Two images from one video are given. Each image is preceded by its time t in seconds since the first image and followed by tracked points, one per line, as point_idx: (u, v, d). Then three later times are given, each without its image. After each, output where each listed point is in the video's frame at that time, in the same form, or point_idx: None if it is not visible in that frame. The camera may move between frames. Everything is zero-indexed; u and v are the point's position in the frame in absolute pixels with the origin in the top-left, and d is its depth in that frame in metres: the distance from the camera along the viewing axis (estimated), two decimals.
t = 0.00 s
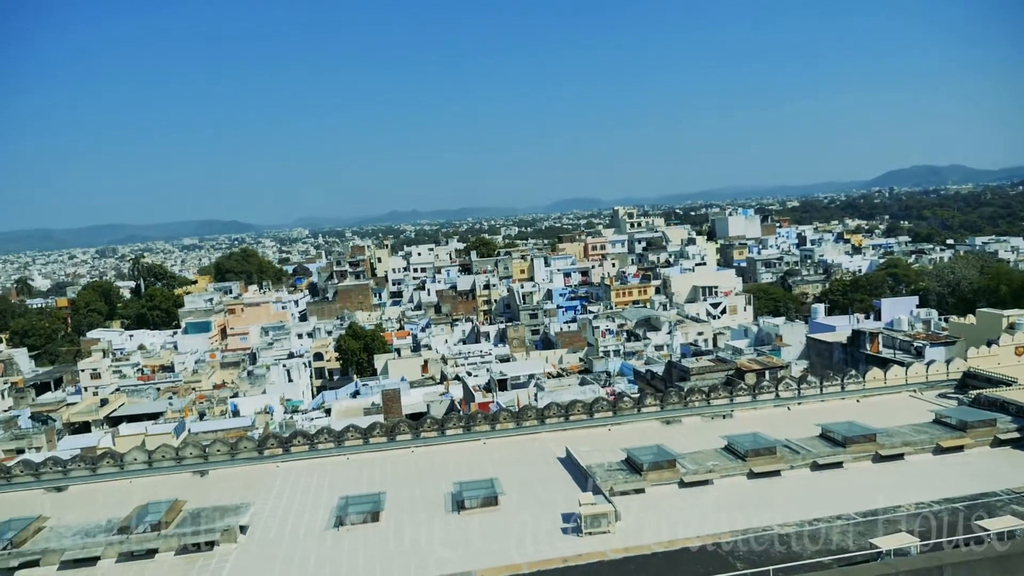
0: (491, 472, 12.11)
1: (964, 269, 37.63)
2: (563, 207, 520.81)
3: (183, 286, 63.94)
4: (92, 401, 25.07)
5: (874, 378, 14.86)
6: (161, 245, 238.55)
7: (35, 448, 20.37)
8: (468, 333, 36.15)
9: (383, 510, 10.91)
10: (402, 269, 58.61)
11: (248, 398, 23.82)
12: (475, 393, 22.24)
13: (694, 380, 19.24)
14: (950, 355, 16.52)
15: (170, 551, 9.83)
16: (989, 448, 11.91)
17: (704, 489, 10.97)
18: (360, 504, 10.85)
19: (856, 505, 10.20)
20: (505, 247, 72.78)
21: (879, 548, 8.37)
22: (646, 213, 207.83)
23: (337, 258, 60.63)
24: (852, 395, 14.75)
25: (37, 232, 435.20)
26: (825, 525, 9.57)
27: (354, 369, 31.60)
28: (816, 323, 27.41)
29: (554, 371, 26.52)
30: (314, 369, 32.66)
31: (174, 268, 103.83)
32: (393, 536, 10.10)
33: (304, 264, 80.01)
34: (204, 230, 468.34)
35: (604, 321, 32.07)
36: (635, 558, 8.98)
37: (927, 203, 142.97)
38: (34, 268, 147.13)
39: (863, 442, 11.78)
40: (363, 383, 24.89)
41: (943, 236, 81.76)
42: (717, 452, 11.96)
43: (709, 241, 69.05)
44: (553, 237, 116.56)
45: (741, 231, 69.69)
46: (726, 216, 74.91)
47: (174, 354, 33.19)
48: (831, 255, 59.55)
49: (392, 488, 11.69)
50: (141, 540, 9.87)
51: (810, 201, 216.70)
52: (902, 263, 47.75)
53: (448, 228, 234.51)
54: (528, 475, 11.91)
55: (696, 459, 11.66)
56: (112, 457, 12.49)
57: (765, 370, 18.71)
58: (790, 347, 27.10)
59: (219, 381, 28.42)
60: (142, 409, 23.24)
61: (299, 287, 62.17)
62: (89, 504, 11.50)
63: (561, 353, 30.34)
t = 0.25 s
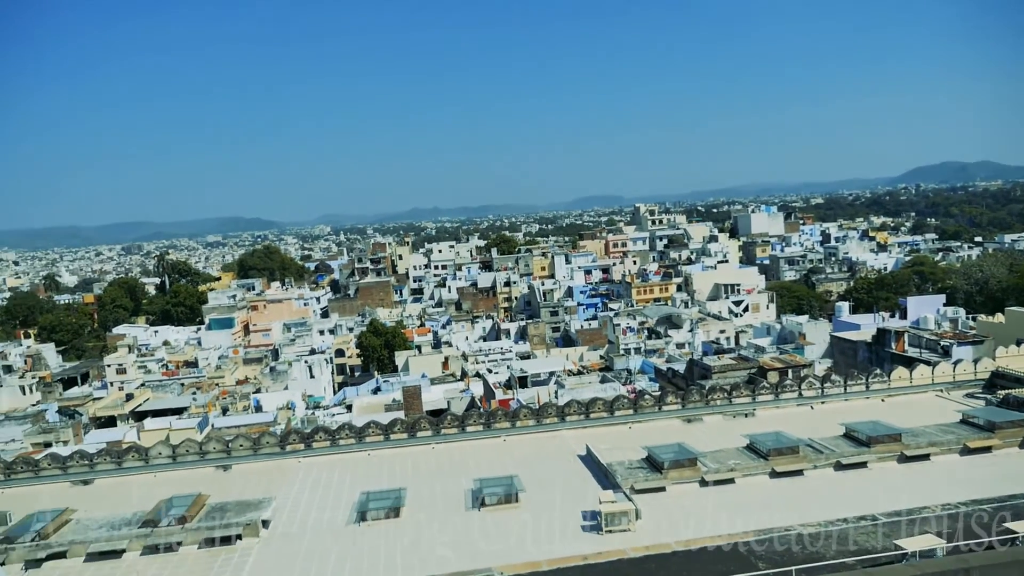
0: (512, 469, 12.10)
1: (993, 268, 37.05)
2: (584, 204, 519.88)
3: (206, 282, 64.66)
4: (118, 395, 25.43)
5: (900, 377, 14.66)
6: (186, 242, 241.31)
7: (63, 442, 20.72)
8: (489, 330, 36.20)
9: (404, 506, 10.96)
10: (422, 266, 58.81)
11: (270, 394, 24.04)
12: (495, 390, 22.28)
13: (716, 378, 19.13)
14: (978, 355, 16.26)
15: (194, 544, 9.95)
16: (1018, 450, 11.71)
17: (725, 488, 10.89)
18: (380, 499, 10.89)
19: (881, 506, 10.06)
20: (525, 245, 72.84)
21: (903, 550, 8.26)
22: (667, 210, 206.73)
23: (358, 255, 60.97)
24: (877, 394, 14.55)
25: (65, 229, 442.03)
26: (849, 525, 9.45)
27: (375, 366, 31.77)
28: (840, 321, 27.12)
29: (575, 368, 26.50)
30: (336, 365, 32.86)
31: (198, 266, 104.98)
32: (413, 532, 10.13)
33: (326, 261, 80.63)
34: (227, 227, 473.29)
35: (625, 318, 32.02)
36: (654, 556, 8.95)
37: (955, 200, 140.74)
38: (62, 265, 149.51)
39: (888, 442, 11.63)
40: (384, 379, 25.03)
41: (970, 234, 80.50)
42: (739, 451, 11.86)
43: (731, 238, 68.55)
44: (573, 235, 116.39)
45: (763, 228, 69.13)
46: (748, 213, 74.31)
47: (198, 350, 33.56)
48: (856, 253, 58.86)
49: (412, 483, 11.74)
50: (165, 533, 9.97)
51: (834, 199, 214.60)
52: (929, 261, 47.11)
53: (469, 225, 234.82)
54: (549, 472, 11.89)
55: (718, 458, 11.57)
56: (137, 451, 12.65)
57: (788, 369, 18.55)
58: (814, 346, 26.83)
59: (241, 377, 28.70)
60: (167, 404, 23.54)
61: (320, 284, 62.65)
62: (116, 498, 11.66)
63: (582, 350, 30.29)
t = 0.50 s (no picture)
0: (531, 466, 12.09)
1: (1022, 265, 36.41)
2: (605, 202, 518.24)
3: (229, 279, 65.28)
4: (143, 391, 25.76)
5: (925, 377, 14.45)
6: (210, 240, 244.00)
7: (89, 436, 21.02)
8: (509, 327, 36.20)
9: (425, 502, 10.99)
10: (443, 263, 58.97)
11: (292, 390, 24.23)
12: (515, 387, 22.29)
13: (737, 376, 18.98)
14: (1006, 354, 15.98)
15: (217, 538, 10.04)
16: None
17: (747, 487, 10.80)
18: (401, 495, 10.94)
19: (906, 507, 9.91)
20: (546, 242, 72.71)
21: (930, 551, 8.14)
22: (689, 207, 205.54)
23: (379, 252, 61.25)
24: (902, 394, 14.34)
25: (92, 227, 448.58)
26: (873, 526, 9.33)
27: (396, 362, 31.90)
28: (864, 319, 26.79)
29: (595, 366, 26.41)
30: (357, 362, 33.04)
31: (221, 262, 105.99)
32: (433, 528, 10.16)
33: (347, 258, 81.06)
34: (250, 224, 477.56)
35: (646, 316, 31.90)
36: (675, 555, 8.90)
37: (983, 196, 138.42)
38: (89, 261, 151.81)
39: (914, 442, 11.45)
40: (404, 376, 25.12)
41: (999, 231, 79.12)
42: (761, 450, 11.76)
43: (753, 235, 68.01)
44: (594, 231, 115.99)
45: (786, 225, 68.47)
46: (771, 210, 73.62)
47: (221, 346, 33.89)
48: (881, 250, 58.12)
49: (432, 480, 11.76)
50: (189, 527, 10.09)
51: (858, 196, 212.06)
52: (956, 258, 46.38)
53: (489, 222, 235.05)
54: (568, 470, 11.87)
55: (740, 457, 11.47)
56: (161, 446, 12.80)
57: (811, 367, 18.35)
58: (837, 344, 26.55)
59: (264, 372, 28.94)
60: (190, 399, 23.80)
61: (342, 280, 63.02)
62: (140, 491, 11.81)
63: (603, 348, 30.20)
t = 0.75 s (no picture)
0: (551, 463, 12.07)
1: None
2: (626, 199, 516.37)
3: (251, 276, 65.80)
4: (166, 386, 26.06)
5: (951, 376, 14.23)
6: (232, 237, 246.33)
7: (113, 430, 21.30)
8: (529, 324, 36.19)
9: (445, 498, 11.01)
10: (463, 260, 59.07)
11: (313, 386, 24.39)
12: (535, 384, 22.28)
13: (759, 375, 18.83)
14: None
15: (239, 533, 10.12)
16: None
17: (768, 487, 10.70)
18: (420, 492, 10.97)
19: (932, 508, 9.76)
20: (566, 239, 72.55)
21: (955, 553, 8.01)
22: (710, 205, 203.99)
23: (400, 249, 61.46)
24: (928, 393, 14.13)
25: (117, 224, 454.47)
26: (897, 527, 9.20)
27: (416, 359, 32.01)
28: (889, 318, 26.46)
29: (615, 363, 26.31)
30: (377, 359, 33.18)
31: (243, 259, 106.93)
32: (452, 525, 10.17)
33: (368, 255, 81.45)
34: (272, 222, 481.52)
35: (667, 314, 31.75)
36: (695, 554, 8.85)
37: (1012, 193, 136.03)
38: (114, 258, 153.86)
39: (939, 442, 11.27)
40: (424, 373, 25.19)
41: None
42: (783, 449, 11.63)
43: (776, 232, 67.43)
44: (614, 228, 115.53)
45: (809, 222, 67.78)
46: (794, 207, 72.91)
47: (243, 342, 34.19)
48: (906, 248, 57.35)
49: (452, 476, 11.78)
50: (211, 520, 10.19)
51: (882, 192, 209.40)
52: (983, 256, 45.64)
53: (510, 220, 234.90)
54: (588, 467, 11.83)
55: (761, 456, 11.37)
56: (184, 440, 12.93)
57: (834, 366, 18.15)
58: (861, 343, 26.24)
59: (285, 369, 29.15)
60: (213, 394, 24.03)
61: (362, 277, 63.33)
62: (163, 485, 11.93)
63: (623, 345, 30.09)
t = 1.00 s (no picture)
0: (571, 461, 12.03)
1: None
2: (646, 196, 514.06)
3: (272, 272, 66.30)
4: (188, 381, 26.32)
5: (977, 376, 14.00)
6: (254, 234, 248.43)
7: (136, 425, 21.55)
8: (548, 322, 36.15)
9: (463, 495, 11.01)
10: (482, 257, 59.13)
11: (333, 382, 24.52)
12: (554, 381, 22.25)
13: (781, 373, 18.66)
14: None
15: (259, 528, 10.19)
16: None
17: (790, 486, 10.59)
18: (439, 488, 10.98)
19: (957, 509, 9.61)
20: (585, 236, 72.37)
21: (981, 556, 7.88)
22: (732, 201, 202.69)
23: (419, 246, 61.62)
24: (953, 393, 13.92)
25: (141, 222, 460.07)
26: (921, 528, 9.06)
27: (435, 356, 32.08)
28: (913, 316, 26.11)
29: (635, 361, 26.19)
30: (396, 355, 33.28)
31: (264, 255, 107.78)
32: (471, 522, 10.17)
33: (387, 252, 81.79)
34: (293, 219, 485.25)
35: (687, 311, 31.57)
36: (715, 553, 8.78)
37: None
38: (137, 255, 155.81)
39: (965, 443, 11.09)
40: (443, 369, 25.23)
41: None
42: (805, 449, 11.49)
43: (798, 230, 66.82)
44: (634, 226, 115.06)
45: (832, 220, 67.08)
46: (817, 204, 72.17)
47: (264, 338, 34.45)
48: (931, 245, 56.58)
49: (471, 473, 11.78)
50: (232, 515, 10.26)
51: (907, 189, 206.78)
52: (1011, 253, 44.91)
53: (529, 217, 234.73)
54: (608, 465, 11.78)
55: (782, 455, 11.25)
56: (205, 436, 13.03)
57: (857, 364, 17.94)
58: (885, 342, 25.92)
59: (305, 365, 29.33)
60: (234, 390, 24.24)
61: (382, 274, 63.57)
62: (185, 480, 12.04)
63: (642, 343, 29.95)
